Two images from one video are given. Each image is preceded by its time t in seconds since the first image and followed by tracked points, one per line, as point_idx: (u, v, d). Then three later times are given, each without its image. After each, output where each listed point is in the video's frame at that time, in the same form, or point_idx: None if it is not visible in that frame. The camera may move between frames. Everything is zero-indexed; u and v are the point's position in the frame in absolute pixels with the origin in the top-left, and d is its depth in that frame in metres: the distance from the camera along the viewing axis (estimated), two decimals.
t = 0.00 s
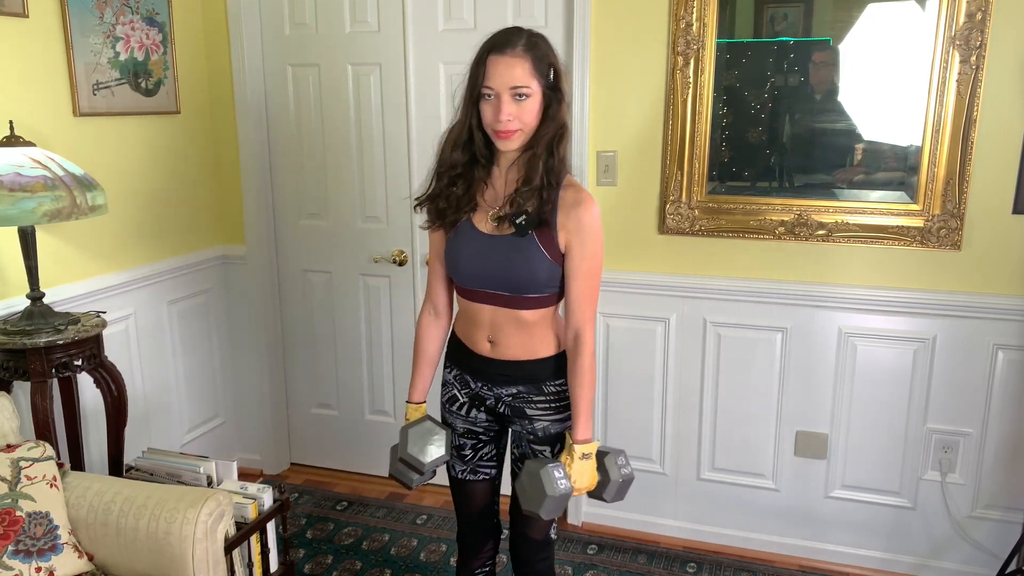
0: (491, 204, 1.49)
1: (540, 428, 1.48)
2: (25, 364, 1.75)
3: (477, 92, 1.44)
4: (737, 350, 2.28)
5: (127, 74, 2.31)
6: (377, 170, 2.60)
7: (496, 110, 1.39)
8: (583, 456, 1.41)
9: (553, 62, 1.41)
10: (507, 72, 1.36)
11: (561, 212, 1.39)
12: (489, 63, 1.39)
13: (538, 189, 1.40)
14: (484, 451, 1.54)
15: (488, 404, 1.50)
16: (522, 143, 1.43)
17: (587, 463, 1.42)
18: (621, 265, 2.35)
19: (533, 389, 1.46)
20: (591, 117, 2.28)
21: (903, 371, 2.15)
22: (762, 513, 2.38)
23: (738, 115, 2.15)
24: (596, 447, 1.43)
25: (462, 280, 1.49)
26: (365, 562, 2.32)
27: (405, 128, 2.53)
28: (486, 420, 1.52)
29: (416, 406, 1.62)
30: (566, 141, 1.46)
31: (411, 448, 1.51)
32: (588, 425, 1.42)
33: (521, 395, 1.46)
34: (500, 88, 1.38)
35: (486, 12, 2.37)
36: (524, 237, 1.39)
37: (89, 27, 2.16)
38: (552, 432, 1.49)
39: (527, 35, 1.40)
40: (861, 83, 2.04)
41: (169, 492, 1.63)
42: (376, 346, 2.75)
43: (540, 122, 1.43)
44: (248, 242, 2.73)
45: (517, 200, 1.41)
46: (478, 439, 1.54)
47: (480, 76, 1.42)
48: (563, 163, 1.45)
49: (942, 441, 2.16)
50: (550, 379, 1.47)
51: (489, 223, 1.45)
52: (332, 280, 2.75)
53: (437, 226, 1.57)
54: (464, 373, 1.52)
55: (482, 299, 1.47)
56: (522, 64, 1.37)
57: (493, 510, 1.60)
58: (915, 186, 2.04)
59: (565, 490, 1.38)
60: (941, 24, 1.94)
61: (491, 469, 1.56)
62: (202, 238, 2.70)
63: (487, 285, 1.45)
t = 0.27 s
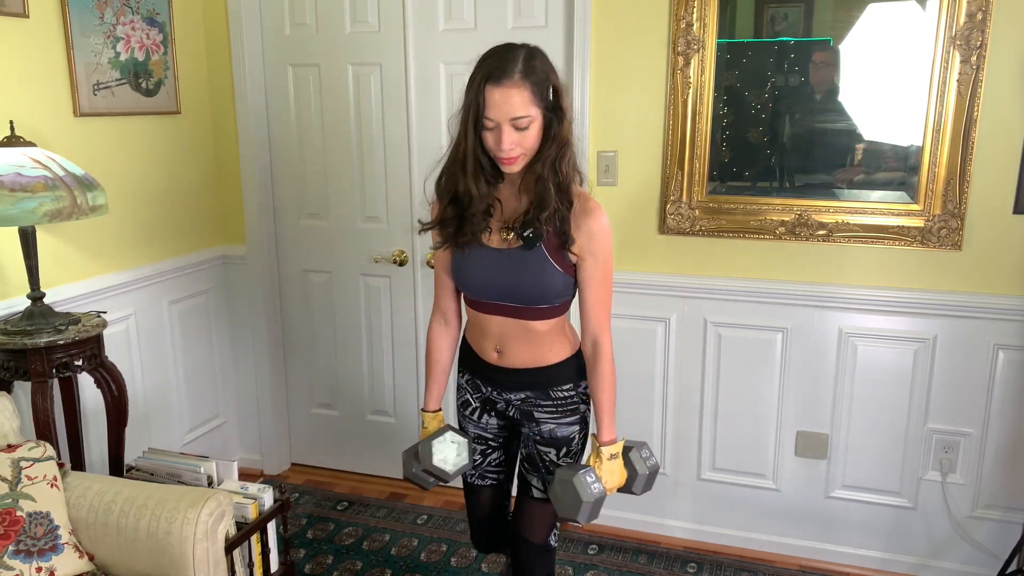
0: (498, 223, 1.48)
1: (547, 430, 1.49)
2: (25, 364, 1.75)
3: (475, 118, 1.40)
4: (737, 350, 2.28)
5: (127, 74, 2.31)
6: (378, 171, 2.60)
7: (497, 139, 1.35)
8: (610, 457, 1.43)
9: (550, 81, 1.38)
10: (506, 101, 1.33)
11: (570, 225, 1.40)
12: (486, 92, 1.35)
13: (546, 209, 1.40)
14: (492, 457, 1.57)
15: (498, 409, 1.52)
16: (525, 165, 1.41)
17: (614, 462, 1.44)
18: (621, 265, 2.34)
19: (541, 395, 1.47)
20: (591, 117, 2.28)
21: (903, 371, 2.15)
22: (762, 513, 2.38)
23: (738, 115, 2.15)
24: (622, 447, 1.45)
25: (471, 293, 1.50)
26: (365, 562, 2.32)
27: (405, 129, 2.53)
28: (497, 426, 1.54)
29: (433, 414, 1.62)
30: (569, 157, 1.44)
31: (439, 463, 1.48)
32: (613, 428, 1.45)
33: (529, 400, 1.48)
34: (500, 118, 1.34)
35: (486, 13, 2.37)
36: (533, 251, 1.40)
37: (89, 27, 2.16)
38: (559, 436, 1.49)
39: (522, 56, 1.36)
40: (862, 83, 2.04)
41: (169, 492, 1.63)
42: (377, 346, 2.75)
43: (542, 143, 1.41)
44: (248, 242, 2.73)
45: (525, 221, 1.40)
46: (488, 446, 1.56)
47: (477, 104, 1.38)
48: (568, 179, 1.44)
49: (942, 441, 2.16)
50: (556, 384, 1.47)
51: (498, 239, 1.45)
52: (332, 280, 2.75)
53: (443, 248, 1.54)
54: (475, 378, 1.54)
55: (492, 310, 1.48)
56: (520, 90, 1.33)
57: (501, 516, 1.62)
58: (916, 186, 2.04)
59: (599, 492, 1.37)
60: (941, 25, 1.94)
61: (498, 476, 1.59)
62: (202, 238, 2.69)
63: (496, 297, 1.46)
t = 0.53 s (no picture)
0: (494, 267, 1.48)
1: (549, 446, 1.46)
2: (25, 364, 1.75)
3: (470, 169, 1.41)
4: (737, 350, 2.28)
5: (127, 74, 2.31)
6: (377, 171, 2.60)
7: (493, 188, 1.35)
8: (618, 486, 1.44)
9: (542, 129, 1.39)
10: (499, 152, 1.33)
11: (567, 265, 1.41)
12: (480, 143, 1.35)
13: (543, 254, 1.40)
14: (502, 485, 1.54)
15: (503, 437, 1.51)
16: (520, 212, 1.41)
17: (621, 491, 1.44)
18: (621, 266, 2.35)
19: (543, 420, 1.46)
20: (591, 117, 2.28)
21: (903, 371, 2.15)
22: (762, 513, 2.38)
23: (738, 116, 2.15)
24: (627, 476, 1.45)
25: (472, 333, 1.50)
26: (365, 562, 2.32)
27: (405, 129, 2.53)
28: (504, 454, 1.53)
29: (444, 448, 1.62)
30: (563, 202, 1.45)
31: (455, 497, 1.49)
32: (618, 456, 1.44)
33: (531, 426, 1.47)
34: (495, 168, 1.34)
35: (486, 13, 2.37)
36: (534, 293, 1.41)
37: (89, 27, 2.16)
38: (559, 450, 1.46)
39: (515, 106, 1.37)
40: (862, 84, 2.04)
41: (169, 492, 1.63)
42: (377, 347, 2.75)
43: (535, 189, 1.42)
44: (248, 242, 2.73)
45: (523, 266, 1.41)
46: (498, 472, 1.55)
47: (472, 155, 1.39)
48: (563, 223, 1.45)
49: (942, 441, 2.16)
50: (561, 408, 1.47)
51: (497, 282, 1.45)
52: (332, 280, 2.75)
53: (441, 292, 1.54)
54: (481, 410, 1.54)
55: (494, 348, 1.48)
56: (514, 140, 1.33)
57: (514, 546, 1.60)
58: (915, 186, 2.04)
59: (609, 522, 1.35)
60: (941, 25, 1.94)
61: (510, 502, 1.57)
62: (202, 238, 2.69)
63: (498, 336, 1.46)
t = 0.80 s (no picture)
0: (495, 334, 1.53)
1: (551, 470, 1.49)
2: (25, 364, 1.75)
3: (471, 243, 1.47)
4: (737, 350, 2.28)
5: (127, 74, 2.31)
6: (377, 172, 2.60)
7: (493, 263, 1.41)
8: (608, 544, 1.43)
9: (538, 208, 1.46)
10: (499, 229, 1.40)
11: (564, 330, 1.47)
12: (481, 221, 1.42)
13: (542, 322, 1.47)
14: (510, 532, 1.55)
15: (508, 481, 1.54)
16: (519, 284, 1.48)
17: (610, 550, 1.44)
18: (621, 266, 2.35)
19: (547, 460, 1.50)
20: (591, 117, 2.28)
21: (903, 371, 2.15)
22: (762, 513, 2.38)
23: (738, 115, 2.15)
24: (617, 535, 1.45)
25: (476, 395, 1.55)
26: (364, 562, 2.32)
27: (405, 129, 2.53)
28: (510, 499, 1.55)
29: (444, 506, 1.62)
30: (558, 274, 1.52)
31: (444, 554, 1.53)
32: (610, 515, 1.45)
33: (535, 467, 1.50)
34: (495, 244, 1.40)
35: (485, 12, 2.37)
36: (535, 358, 1.47)
37: (89, 27, 2.16)
38: (563, 475, 1.49)
39: (513, 187, 1.44)
40: (862, 84, 2.04)
41: (169, 493, 1.63)
42: (377, 347, 2.75)
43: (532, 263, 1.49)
44: (249, 242, 2.74)
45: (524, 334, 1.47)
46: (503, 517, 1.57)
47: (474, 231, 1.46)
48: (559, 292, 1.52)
49: (942, 442, 2.16)
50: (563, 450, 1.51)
51: (499, 348, 1.51)
52: (332, 280, 2.75)
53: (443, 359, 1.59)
54: (486, 459, 1.57)
55: (497, 407, 1.53)
56: (513, 219, 1.40)
57: None
58: (915, 186, 2.04)
59: None
60: (941, 25, 1.94)
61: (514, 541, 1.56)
62: (201, 238, 2.69)
63: (501, 396, 1.51)
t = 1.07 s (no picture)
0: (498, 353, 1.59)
1: (551, 479, 1.55)
2: (25, 364, 1.75)
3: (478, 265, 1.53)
4: (737, 350, 2.28)
5: (127, 74, 2.31)
6: (377, 172, 2.60)
7: (498, 285, 1.47)
8: (600, 559, 1.47)
9: (543, 234, 1.53)
10: (505, 253, 1.46)
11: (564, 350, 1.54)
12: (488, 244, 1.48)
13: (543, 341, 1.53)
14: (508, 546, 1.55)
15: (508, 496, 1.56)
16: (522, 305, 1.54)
17: (601, 565, 1.48)
18: (621, 266, 2.35)
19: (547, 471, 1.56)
20: (591, 117, 2.28)
21: (903, 371, 2.15)
22: (762, 513, 2.38)
23: (738, 115, 2.15)
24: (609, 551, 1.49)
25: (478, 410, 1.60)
26: (364, 562, 2.32)
27: (405, 129, 2.53)
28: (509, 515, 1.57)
29: (440, 520, 1.65)
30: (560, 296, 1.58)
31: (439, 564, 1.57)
32: (601, 531, 1.49)
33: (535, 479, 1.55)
34: (501, 267, 1.46)
35: (486, 12, 2.37)
36: (536, 378, 1.53)
37: (89, 27, 2.16)
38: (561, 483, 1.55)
39: (519, 212, 1.51)
40: (862, 84, 2.04)
41: (169, 493, 1.63)
42: (377, 347, 2.75)
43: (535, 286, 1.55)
44: (248, 243, 2.73)
45: (525, 352, 1.53)
46: (500, 531, 1.58)
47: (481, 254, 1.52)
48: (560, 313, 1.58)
49: (942, 441, 2.16)
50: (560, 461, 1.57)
51: (502, 367, 1.57)
52: (332, 280, 2.75)
53: (447, 375, 1.64)
54: (486, 474, 1.60)
55: (498, 421, 1.57)
56: (518, 243, 1.47)
57: None
58: (916, 186, 2.04)
59: None
60: (941, 25, 1.94)
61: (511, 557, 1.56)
62: (202, 238, 2.69)
63: (503, 414, 1.56)
